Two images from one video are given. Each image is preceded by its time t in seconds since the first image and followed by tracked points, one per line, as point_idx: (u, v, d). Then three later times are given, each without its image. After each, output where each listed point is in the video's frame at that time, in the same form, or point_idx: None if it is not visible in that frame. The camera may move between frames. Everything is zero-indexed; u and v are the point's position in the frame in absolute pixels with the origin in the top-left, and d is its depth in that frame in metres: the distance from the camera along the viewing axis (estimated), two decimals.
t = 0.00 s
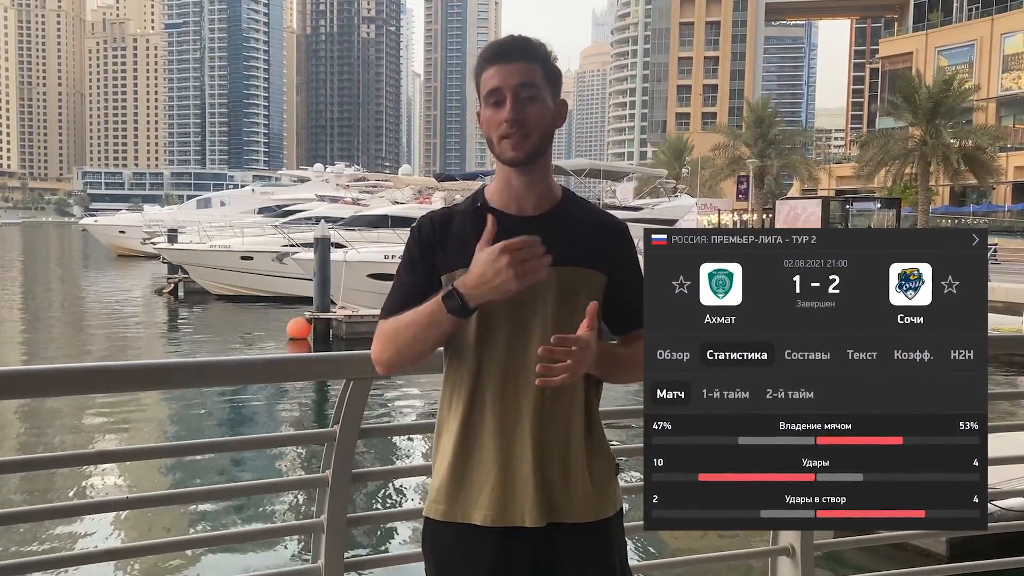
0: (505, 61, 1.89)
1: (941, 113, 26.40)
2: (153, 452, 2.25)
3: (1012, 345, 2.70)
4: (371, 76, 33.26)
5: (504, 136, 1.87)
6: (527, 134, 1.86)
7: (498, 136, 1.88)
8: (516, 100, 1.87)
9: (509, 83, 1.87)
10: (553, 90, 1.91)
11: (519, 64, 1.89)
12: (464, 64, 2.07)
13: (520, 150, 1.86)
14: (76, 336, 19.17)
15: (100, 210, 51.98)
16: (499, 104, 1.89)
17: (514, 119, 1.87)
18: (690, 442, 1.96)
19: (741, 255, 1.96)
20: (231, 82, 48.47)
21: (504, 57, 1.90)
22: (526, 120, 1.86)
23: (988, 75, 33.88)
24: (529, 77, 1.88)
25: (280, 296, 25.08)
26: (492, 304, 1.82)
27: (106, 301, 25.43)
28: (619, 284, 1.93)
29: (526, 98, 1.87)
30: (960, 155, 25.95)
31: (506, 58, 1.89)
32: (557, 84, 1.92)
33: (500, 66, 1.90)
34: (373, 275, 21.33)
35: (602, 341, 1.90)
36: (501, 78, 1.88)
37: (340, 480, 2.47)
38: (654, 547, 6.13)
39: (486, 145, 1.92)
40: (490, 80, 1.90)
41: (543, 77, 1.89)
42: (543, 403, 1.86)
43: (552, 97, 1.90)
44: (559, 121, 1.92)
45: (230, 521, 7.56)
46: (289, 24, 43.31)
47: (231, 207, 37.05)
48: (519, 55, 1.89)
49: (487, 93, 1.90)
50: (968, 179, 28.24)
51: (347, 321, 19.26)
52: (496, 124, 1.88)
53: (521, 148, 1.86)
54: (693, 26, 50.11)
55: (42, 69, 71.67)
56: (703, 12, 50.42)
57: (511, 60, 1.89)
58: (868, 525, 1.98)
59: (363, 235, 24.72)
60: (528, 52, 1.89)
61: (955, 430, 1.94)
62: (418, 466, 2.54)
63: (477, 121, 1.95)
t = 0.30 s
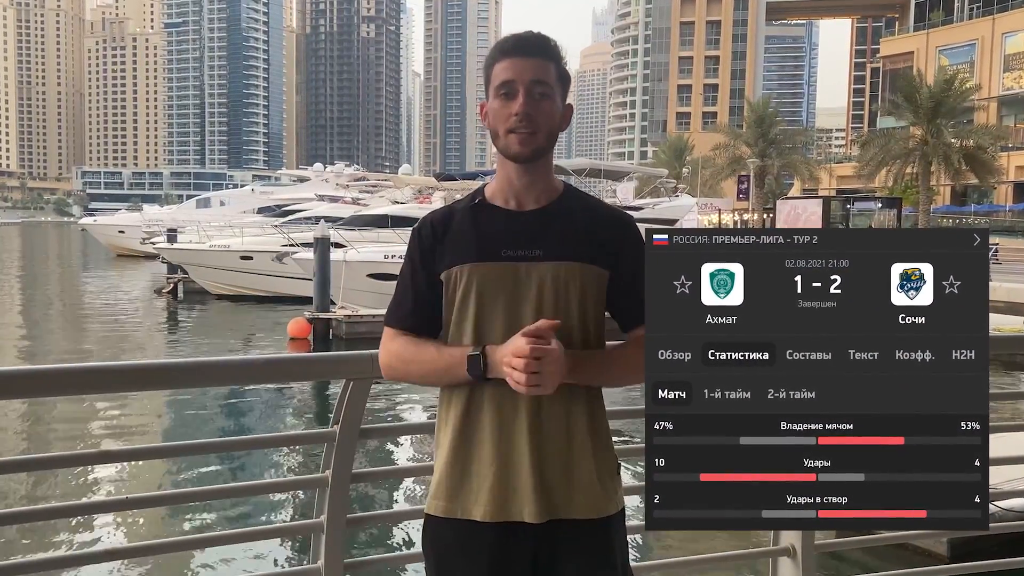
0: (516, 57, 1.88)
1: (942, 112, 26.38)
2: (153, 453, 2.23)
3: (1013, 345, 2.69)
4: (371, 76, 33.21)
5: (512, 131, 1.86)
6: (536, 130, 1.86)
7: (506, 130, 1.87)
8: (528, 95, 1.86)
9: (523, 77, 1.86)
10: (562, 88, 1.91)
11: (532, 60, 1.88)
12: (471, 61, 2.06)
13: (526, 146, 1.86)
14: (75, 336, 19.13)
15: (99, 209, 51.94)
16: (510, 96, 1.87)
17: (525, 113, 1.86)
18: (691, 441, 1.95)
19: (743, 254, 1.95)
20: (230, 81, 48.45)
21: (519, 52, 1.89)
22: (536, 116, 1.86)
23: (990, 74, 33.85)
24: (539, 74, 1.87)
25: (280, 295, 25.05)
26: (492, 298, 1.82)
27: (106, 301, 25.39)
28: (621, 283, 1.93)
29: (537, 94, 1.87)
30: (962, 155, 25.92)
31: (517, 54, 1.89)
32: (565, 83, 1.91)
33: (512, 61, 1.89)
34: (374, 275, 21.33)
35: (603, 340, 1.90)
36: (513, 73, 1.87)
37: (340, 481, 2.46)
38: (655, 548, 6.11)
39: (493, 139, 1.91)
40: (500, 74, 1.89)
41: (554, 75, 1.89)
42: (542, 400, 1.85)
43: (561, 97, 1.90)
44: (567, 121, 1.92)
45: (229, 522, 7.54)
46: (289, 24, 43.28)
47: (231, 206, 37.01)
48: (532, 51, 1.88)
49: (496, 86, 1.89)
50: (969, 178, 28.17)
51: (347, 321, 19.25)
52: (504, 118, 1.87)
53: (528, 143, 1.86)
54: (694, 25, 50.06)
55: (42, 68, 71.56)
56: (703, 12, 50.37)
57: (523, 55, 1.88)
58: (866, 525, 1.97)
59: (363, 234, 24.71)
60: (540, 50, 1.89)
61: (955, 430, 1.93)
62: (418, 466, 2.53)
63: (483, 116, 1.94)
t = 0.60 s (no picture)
0: (523, 54, 1.87)
1: (942, 112, 26.39)
2: (151, 454, 2.22)
3: (1014, 345, 2.67)
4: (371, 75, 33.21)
5: (517, 128, 1.85)
6: (541, 129, 1.85)
7: (510, 127, 1.86)
8: (534, 91, 1.85)
9: (527, 75, 1.85)
10: (567, 88, 1.90)
11: (539, 56, 1.86)
12: (473, 60, 2.06)
13: (532, 143, 1.84)
14: (75, 336, 19.10)
15: (99, 209, 51.88)
16: (514, 94, 1.86)
17: (530, 112, 1.85)
18: (691, 441, 1.94)
19: (744, 255, 1.94)
20: (229, 81, 48.45)
21: (525, 50, 1.88)
22: (540, 114, 1.85)
23: (990, 73, 33.87)
24: (543, 70, 1.86)
25: (279, 295, 25.04)
26: (495, 298, 1.81)
27: (105, 301, 25.36)
28: (623, 283, 1.92)
29: (542, 91, 1.86)
30: (963, 154, 25.91)
31: (522, 51, 1.88)
32: (570, 82, 1.90)
33: (515, 59, 1.88)
34: (374, 274, 21.33)
35: (602, 342, 1.89)
36: (516, 71, 1.87)
37: (340, 481, 2.44)
38: (656, 547, 6.10)
39: (497, 138, 1.90)
40: (503, 72, 1.88)
41: (558, 72, 1.88)
42: (543, 398, 1.85)
43: (567, 95, 1.89)
44: (572, 119, 1.90)
45: (227, 521, 7.51)
46: (289, 23, 43.28)
47: (230, 206, 36.97)
48: (538, 51, 1.88)
49: (499, 85, 1.88)
50: (971, 177, 28.15)
51: (347, 321, 19.25)
52: (509, 116, 1.87)
53: (531, 142, 1.85)
54: (694, 25, 50.07)
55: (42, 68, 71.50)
56: (704, 11, 50.38)
57: (529, 54, 1.87)
58: (868, 526, 1.96)
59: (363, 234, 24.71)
60: (546, 48, 1.88)
61: (956, 430, 1.92)
62: (418, 465, 2.52)
63: (487, 114, 1.93)
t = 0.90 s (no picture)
0: (523, 55, 1.86)
1: (943, 112, 26.38)
2: (149, 454, 2.21)
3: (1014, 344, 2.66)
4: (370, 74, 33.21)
5: (514, 131, 1.84)
6: (539, 131, 1.84)
7: (508, 130, 1.85)
8: (532, 94, 1.84)
9: (527, 76, 1.84)
10: (567, 89, 1.89)
11: (538, 59, 1.86)
12: (472, 60, 2.05)
13: (530, 145, 1.83)
14: (74, 336, 19.07)
15: (98, 209, 51.79)
16: (513, 96, 1.85)
17: (529, 116, 1.84)
18: (693, 441, 1.93)
19: (743, 255, 1.93)
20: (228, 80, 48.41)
21: (524, 51, 1.86)
22: (540, 117, 1.84)
23: (991, 73, 33.82)
24: (543, 71, 1.85)
25: (279, 295, 25.01)
26: (494, 297, 1.80)
27: (103, 301, 25.31)
28: (624, 281, 1.90)
29: (542, 93, 1.84)
30: (964, 154, 25.90)
31: (524, 51, 1.86)
32: (570, 83, 1.89)
33: (516, 59, 1.86)
34: (373, 274, 21.30)
35: (602, 341, 1.87)
36: (516, 71, 1.85)
37: (339, 481, 2.43)
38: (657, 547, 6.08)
39: (494, 140, 1.89)
40: (503, 73, 1.87)
41: (559, 74, 1.87)
42: (543, 395, 1.84)
43: (566, 97, 1.88)
44: (570, 122, 1.89)
45: (227, 521, 7.50)
46: (288, 22, 43.22)
47: (229, 206, 36.90)
48: (537, 51, 1.86)
49: (498, 85, 1.87)
50: (971, 177, 28.10)
51: (346, 321, 19.23)
52: (508, 118, 1.86)
53: (530, 144, 1.84)
54: (695, 24, 50.02)
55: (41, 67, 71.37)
56: (704, 10, 50.33)
57: (528, 54, 1.86)
58: (868, 525, 1.95)
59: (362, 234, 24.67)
60: (546, 48, 1.87)
61: (957, 429, 1.91)
62: (418, 466, 2.51)
63: (485, 115, 1.92)
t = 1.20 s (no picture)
0: (523, 54, 1.85)
1: (944, 112, 26.36)
2: (146, 454, 2.20)
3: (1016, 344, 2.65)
4: (370, 74, 33.24)
5: (513, 131, 1.83)
6: (538, 133, 1.83)
7: (506, 129, 1.84)
8: (532, 95, 1.83)
9: (527, 76, 1.83)
10: (564, 90, 1.88)
11: (539, 58, 1.84)
12: (469, 60, 2.04)
13: (526, 147, 1.82)
14: (73, 336, 19.04)
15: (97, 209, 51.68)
16: (512, 97, 1.84)
17: (529, 117, 1.83)
18: (693, 441, 1.92)
19: (743, 254, 1.92)
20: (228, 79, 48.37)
21: (524, 51, 1.85)
22: (539, 119, 1.83)
23: (992, 73, 33.76)
24: (543, 71, 1.84)
25: (279, 295, 25.00)
26: (491, 297, 1.79)
27: (103, 301, 25.28)
28: (623, 281, 1.89)
29: (542, 96, 1.84)
30: (964, 154, 25.86)
31: (524, 50, 1.85)
32: (569, 85, 1.88)
33: (516, 58, 1.85)
34: (373, 274, 21.28)
35: (601, 341, 1.86)
36: (515, 71, 1.84)
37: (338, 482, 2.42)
38: (659, 547, 6.07)
39: (493, 139, 1.88)
40: (502, 71, 1.85)
41: (559, 76, 1.86)
42: (541, 393, 1.83)
43: (564, 99, 1.87)
44: (569, 123, 1.89)
45: (225, 520, 7.49)
46: (287, 22, 43.17)
47: (229, 206, 36.85)
48: (537, 50, 1.85)
49: (497, 84, 1.86)
50: (971, 177, 28.05)
51: (345, 321, 19.22)
52: (506, 117, 1.84)
53: (527, 144, 1.83)
54: (695, 23, 49.94)
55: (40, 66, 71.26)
56: (705, 9, 50.28)
57: (527, 54, 1.85)
58: (868, 526, 1.94)
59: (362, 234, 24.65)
60: (547, 48, 1.85)
61: (956, 429, 1.90)
62: (417, 466, 2.50)
63: (483, 113, 1.92)
